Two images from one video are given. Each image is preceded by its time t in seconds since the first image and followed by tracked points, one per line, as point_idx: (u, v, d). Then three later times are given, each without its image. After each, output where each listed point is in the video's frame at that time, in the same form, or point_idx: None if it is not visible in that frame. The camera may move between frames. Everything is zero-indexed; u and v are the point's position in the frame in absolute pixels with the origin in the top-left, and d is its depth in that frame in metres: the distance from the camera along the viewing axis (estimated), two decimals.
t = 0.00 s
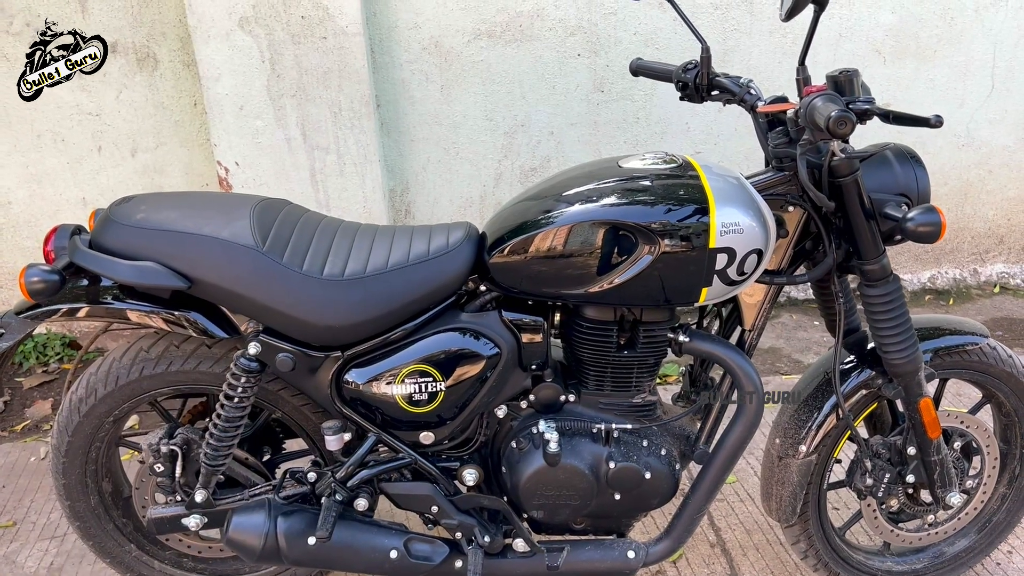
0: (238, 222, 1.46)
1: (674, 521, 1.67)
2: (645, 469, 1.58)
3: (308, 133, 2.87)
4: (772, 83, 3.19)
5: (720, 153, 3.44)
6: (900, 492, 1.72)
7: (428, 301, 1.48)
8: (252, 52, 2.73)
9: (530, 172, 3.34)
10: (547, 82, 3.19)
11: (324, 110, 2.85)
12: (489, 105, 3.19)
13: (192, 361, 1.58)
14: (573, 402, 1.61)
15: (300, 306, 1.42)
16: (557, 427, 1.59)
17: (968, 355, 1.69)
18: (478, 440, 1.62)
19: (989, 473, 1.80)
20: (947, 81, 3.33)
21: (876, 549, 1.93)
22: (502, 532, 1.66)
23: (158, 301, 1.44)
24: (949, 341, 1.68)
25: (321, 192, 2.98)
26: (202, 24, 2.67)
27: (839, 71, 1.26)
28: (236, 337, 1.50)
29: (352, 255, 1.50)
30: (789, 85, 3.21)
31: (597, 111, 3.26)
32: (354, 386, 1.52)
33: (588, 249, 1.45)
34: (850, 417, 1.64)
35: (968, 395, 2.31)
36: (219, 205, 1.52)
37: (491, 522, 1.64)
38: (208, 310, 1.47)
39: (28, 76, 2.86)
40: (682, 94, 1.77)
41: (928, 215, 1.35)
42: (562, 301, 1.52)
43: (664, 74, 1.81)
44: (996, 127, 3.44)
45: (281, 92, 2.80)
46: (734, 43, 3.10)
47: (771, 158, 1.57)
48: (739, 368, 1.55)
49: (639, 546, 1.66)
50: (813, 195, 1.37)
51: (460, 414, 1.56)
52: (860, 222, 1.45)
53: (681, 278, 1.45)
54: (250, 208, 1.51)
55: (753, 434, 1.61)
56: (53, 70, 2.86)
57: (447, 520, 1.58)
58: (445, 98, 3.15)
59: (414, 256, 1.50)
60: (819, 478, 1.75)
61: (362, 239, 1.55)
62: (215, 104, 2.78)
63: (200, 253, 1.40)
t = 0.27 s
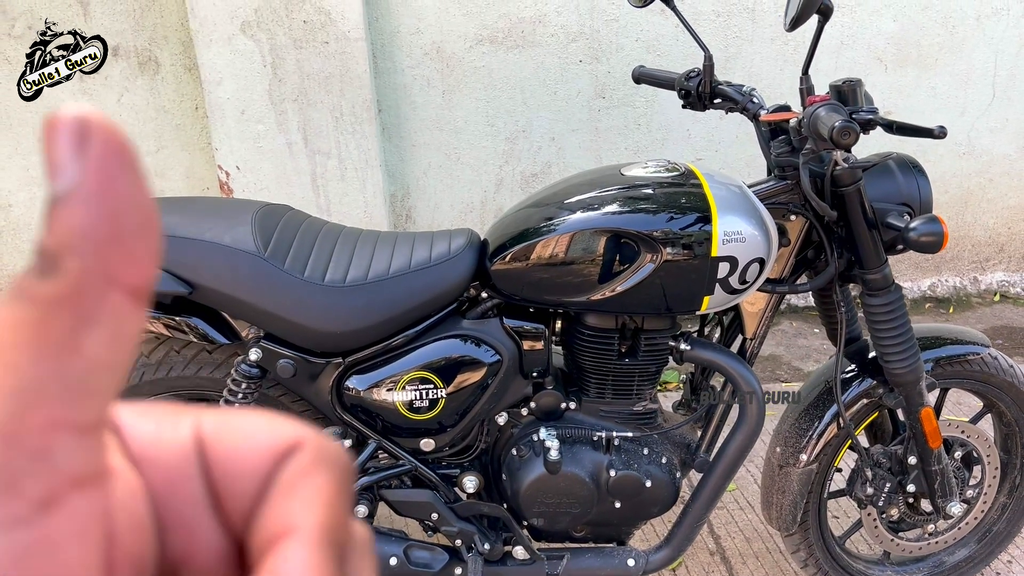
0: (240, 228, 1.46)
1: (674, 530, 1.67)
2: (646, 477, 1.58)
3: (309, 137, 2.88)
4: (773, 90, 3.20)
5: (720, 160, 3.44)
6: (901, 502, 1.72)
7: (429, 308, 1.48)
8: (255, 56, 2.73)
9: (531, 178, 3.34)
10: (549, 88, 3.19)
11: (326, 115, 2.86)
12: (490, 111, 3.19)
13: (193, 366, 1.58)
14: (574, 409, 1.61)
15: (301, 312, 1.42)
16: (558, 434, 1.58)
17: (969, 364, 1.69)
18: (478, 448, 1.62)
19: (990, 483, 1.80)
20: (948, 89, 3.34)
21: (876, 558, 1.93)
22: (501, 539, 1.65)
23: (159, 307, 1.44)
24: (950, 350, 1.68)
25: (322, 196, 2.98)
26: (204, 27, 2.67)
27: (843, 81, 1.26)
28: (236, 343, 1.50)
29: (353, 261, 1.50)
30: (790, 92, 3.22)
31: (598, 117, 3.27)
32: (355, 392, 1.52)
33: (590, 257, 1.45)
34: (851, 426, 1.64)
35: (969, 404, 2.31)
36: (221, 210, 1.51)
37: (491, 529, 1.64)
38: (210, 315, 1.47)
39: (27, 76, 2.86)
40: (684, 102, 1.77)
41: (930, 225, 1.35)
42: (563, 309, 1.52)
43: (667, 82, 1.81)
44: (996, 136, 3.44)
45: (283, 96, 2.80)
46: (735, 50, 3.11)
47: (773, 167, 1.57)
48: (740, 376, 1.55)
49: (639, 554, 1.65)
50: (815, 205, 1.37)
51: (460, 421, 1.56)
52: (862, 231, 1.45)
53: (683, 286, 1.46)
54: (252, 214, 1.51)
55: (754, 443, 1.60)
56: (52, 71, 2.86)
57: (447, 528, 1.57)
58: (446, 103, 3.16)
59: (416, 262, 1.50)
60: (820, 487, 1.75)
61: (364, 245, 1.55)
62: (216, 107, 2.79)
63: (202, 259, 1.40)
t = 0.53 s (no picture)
0: (239, 226, 1.45)
1: (674, 532, 1.66)
2: (646, 478, 1.57)
3: (309, 137, 2.87)
4: (774, 92, 3.19)
5: (721, 161, 3.44)
6: (902, 504, 1.71)
7: (429, 308, 1.48)
8: (255, 56, 2.73)
9: (532, 179, 3.34)
10: (549, 89, 3.19)
11: (326, 115, 2.85)
12: (491, 111, 3.19)
13: (191, 366, 1.57)
14: (574, 410, 1.60)
15: (300, 311, 1.41)
16: (558, 435, 1.58)
17: (970, 366, 1.68)
18: (478, 448, 1.61)
19: (991, 485, 1.79)
20: (949, 92, 3.33)
21: (876, 560, 1.92)
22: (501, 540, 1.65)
23: (157, 306, 1.43)
24: (951, 352, 1.68)
25: (322, 196, 2.97)
26: (205, 27, 2.67)
27: (844, 81, 1.25)
28: (235, 343, 1.49)
29: (353, 261, 1.49)
30: (791, 94, 3.22)
31: (599, 118, 3.27)
32: (354, 392, 1.51)
33: (590, 256, 1.44)
34: (852, 427, 1.64)
35: (969, 407, 2.30)
36: (220, 208, 1.51)
37: (490, 530, 1.63)
38: (208, 314, 1.46)
39: (28, 75, 2.85)
40: (685, 102, 1.77)
41: (932, 226, 1.35)
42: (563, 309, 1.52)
43: (668, 82, 1.81)
44: (997, 138, 3.44)
45: (283, 96, 2.80)
46: (736, 51, 3.11)
47: (774, 167, 1.56)
48: (741, 377, 1.55)
49: (639, 556, 1.65)
50: (817, 205, 1.37)
51: (459, 421, 1.55)
52: (864, 232, 1.45)
53: (684, 286, 1.45)
54: (251, 212, 1.51)
55: (755, 444, 1.60)
56: (53, 71, 2.86)
57: (446, 529, 1.57)
58: (447, 104, 3.15)
59: (415, 262, 1.49)
60: (820, 489, 1.74)
61: (363, 244, 1.55)
62: (216, 107, 2.78)
63: (200, 257, 1.40)
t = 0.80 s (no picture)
0: (234, 228, 1.45)
1: (671, 534, 1.66)
2: (642, 480, 1.57)
3: (307, 138, 2.87)
4: (772, 92, 3.19)
5: (719, 162, 3.44)
6: (899, 506, 1.71)
7: (424, 310, 1.48)
8: (252, 57, 2.73)
9: (530, 180, 3.34)
10: (547, 90, 3.19)
11: (324, 116, 2.85)
12: (489, 112, 3.19)
13: (187, 368, 1.57)
14: (570, 412, 1.60)
15: (295, 313, 1.41)
16: (554, 438, 1.57)
17: (967, 368, 1.68)
18: (474, 450, 1.61)
19: (988, 487, 1.79)
20: (947, 92, 3.33)
21: (873, 561, 1.92)
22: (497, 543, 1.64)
23: (152, 308, 1.43)
24: (948, 354, 1.68)
25: (319, 197, 2.97)
26: (202, 28, 2.67)
27: (840, 83, 1.25)
28: (231, 345, 1.49)
29: (348, 263, 1.49)
30: (789, 95, 3.21)
31: (597, 119, 3.26)
32: (350, 395, 1.51)
33: (586, 259, 1.44)
34: (849, 429, 1.63)
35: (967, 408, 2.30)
36: (215, 210, 1.50)
37: (486, 533, 1.63)
38: (204, 316, 1.46)
39: (28, 76, 2.85)
40: (682, 103, 1.76)
41: (928, 228, 1.34)
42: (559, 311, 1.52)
43: (665, 83, 1.81)
44: (995, 139, 3.44)
45: (281, 97, 2.80)
46: (734, 52, 3.11)
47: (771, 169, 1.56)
48: (738, 379, 1.54)
49: (636, 558, 1.64)
50: (813, 207, 1.37)
51: (456, 423, 1.55)
52: (860, 234, 1.45)
53: (679, 288, 1.45)
54: (246, 214, 1.50)
55: (751, 446, 1.59)
56: (53, 71, 2.86)
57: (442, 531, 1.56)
58: (445, 104, 3.15)
59: (411, 264, 1.49)
60: (817, 491, 1.74)
61: (359, 246, 1.54)
62: (214, 108, 2.78)
63: (195, 259, 1.39)
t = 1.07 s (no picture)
0: (233, 228, 1.45)
1: (670, 531, 1.66)
2: (641, 478, 1.57)
3: (306, 137, 2.87)
4: (771, 89, 3.19)
5: (718, 159, 3.44)
6: (899, 502, 1.71)
7: (423, 308, 1.48)
8: (251, 56, 2.73)
9: (529, 178, 3.34)
10: (546, 88, 3.19)
11: (323, 114, 2.85)
12: (488, 110, 3.19)
13: (186, 368, 1.57)
14: (569, 410, 1.60)
15: (294, 313, 1.41)
16: (553, 435, 1.58)
17: (966, 364, 1.68)
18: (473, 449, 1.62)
19: (987, 483, 1.79)
20: (946, 88, 3.33)
21: (873, 558, 1.93)
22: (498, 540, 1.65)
23: (152, 308, 1.43)
24: (947, 350, 1.68)
25: (319, 196, 2.98)
26: (201, 27, 2.67)
27: (836, 80, 1.25)
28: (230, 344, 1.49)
29: (348, 262, 1.49)
30: (788, 91, 3.21)
31: (596, 116, 3.26)
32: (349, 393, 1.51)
33: (585, 257, 1.44)
34: (848, 426, 1.64)
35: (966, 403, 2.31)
36: (214, 210, 1.50)
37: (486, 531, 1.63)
38: (203, 316, 1.46)
39: (28, 76, 2.85)
40: (680, 101, 1.77)
41: (926, 224, 1.35)
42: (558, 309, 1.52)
43: (663, 80, 1.81)
44: (994, 134, 3.44)
45: (280, 96, 2.80)
46: (733, 49, 3.10)
47: (769, 166, 1.56)
48: (736, 376, 1.54)
49: (636, 555, 1.65)
50: (811, 204, 1.37)
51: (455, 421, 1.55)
52: (858, 231, 1.45)
53: (678, 286, 1.45)
54: (245, 213, 1.50)
55: (750, 443, 1.60)
56: (53, 72, 2.86)
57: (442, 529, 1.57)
58: (444, 102, 3.15)
59: (410, 262, 1.49)
60: (817, 487, 1.74)
61: (358, 245, 1.54)
62: (213, 107, 2.78)
63: (194, 259, 1.39)
